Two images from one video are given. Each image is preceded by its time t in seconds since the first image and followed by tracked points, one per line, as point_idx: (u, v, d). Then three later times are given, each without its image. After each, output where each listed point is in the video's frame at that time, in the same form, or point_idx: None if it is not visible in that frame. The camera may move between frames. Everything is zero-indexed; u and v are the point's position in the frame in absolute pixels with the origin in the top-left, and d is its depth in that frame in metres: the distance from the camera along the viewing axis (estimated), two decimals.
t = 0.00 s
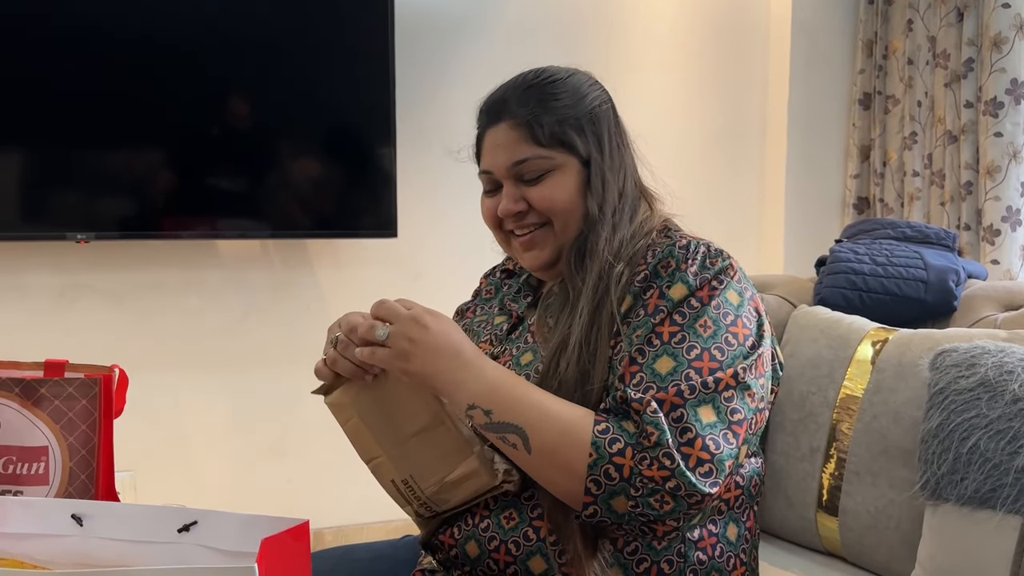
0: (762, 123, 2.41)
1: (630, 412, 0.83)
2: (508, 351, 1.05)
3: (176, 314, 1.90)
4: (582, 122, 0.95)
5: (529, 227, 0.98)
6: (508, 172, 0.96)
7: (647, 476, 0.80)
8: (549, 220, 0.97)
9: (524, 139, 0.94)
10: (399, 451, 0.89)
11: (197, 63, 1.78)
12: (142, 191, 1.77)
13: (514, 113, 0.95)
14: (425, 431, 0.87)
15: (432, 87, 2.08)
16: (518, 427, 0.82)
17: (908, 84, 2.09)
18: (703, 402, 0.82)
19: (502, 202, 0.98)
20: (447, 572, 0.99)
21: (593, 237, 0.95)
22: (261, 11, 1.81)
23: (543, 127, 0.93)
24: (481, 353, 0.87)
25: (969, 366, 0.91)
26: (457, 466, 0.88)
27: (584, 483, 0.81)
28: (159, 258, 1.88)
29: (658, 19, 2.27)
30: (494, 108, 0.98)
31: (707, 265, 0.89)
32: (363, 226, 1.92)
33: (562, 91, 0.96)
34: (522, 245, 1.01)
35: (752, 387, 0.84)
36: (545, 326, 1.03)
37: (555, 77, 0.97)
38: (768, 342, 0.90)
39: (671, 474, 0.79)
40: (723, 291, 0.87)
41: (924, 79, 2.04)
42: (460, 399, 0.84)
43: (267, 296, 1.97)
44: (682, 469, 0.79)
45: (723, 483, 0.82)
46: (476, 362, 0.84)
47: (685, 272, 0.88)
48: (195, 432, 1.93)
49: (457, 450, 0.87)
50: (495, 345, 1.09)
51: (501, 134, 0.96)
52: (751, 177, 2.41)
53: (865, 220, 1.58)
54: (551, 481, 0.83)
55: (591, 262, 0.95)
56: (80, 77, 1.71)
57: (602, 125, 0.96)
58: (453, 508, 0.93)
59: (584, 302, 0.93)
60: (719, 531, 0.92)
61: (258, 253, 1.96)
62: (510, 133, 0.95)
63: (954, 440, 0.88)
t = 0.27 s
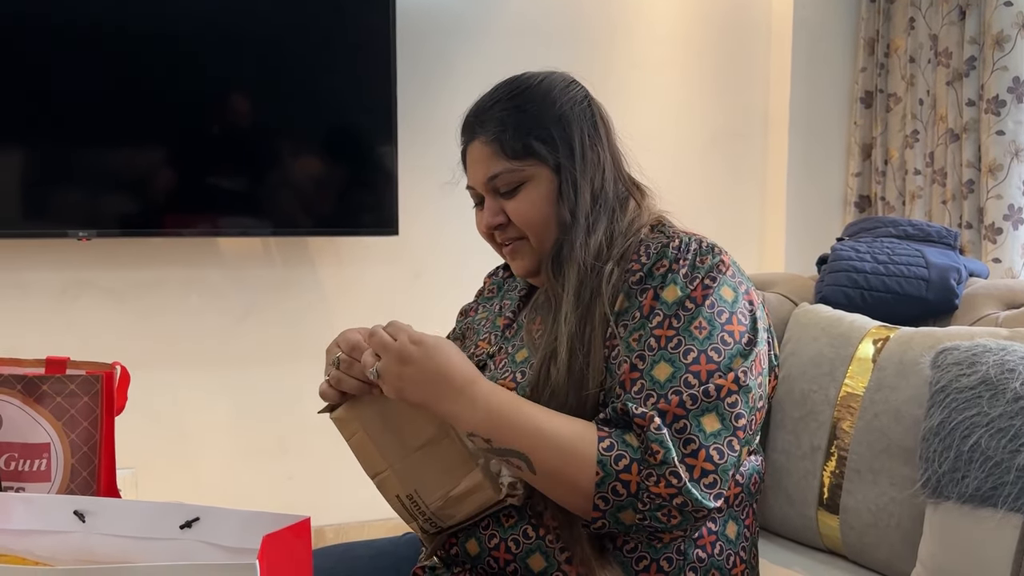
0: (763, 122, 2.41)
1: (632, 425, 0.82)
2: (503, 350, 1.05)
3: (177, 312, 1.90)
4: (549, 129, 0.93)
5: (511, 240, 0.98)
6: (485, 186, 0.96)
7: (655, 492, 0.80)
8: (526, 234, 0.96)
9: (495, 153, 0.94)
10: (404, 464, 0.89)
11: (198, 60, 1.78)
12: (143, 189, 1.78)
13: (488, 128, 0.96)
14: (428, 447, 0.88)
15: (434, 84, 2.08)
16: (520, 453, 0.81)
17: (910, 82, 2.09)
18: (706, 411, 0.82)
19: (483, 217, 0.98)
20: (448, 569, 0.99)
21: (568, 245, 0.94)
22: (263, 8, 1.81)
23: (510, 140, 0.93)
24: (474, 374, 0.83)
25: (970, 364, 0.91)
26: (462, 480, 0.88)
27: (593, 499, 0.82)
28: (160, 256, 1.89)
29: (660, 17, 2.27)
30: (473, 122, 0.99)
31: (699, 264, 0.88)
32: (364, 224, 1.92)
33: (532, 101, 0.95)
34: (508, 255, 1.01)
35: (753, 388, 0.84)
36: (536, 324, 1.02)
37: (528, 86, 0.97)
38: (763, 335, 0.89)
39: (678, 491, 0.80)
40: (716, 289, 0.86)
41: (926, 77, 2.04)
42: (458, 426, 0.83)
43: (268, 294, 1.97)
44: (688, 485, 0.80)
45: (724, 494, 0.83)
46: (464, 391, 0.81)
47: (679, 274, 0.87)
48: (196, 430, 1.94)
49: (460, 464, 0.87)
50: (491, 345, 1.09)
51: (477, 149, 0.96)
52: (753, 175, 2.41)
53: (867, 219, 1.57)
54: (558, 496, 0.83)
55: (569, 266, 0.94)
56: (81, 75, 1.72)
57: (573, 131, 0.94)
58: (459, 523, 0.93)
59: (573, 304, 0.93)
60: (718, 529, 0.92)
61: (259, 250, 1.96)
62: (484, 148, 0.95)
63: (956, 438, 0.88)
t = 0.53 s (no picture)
0: (764, 120, 2.41)
1: (638, 420, 0.82)
2: (503, 348, 1.05)
3: (177, 309, 1.90)
4: (552, 122, 0.93)
5: (509, 230, 0.98)
6: (486, 176, 0.97)
7: (663, 486, 0.80)
8: (524, 225, 0.97)
9: (498, 143, 0.94)
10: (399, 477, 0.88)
11: (198, 59, 1.78)
12: (144, 186, 1.77)
13: (491, 118, 0.96)
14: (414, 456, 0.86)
15: (434, 83, 2.08)
16: (530, 449, 0.81)
17: (912, 80, 2.08)
18: (711, 404, 0.82)
19: (482, 206, 0.98)
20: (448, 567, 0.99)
21: (568, 238, 0.94)
22: (263, 6, 1.81)
23: (513, 131, 0.93)
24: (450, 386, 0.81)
25: (972, 363, 0.91)
26: (446, 484, 0.84)
27: (601, 496, 0.82)
28: (161, 253, 1.89)
29: (661, 16, 2.27)
30: (475, 112, 0.99)
31: (699, 259, 0.88)
32: (364, 222, 1.92)
33: (538, 92, 0.95)
34: (506, 246, 1.01)
35: (756, 381, 0.84)
36: (537, 322, 1.02)
37: (535, 78, 0.96)
38: (764, 331, 0.89)
39: (686, 484, 0.80)
40: (717, 284, 0.86)
41: (927, 75, 2.04)
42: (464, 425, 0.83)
43: (269, 292, 1.97)
44: (696, 478, 0.80)
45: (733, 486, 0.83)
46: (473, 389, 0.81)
47: (679, 270, 0.87)
48: (196, 427, 1.94)
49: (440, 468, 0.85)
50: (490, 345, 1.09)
51: (479, 138, 0.96)
52: (754, 174, 2.41)
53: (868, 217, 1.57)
54: (565, 493, 0.83)
55: (572, 256, 0.94)
56: (81, 72, 1.71)
57: (576, 126, 0.94)
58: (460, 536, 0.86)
59: (575, 298, 0.93)
60: (717, 525, 0.91)
61: (260, 248, 1.96)
62: (486, 138, 0.96)
63: (957, 436, 0.88)
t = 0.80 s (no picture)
0: (765, 117, 2.41)
1: (620, 411, 0.82)
2: (501, 343, 1.05)
3: (178, 306, 1.90)
4: (561, 117, 0.93)
5: (509, 220, 0.99)
6: (491, 165, 0.97)
7: (639, 474, 0.80)
8: (524, 215, 0.97)
9: (507, 133, 0.95)
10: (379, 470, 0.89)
11: (198, 58, 1.78)
12: (144, 184, 1.77)
13: (501, 107, 0.96)
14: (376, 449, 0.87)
15: (434, 81, 2.08)
16: (513, 434, 0.84)
17: (913, 78, 2.08)
18: (693, 393, 0.81)
19: (486, 194, 0.99)
20: (447, 565, 0.98)
21: (567, 231, 0.94)
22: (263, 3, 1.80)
23: (521, 121, 0.94)
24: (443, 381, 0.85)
25: (971, 361, 0.91)
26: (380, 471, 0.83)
27: (580, 485, 0.82)
28: (161, 251, 1.88)
29: (662, 14, 2.27)
30: (486, 103, 0.99)
31: (691, 254, 0.88)
32: (364, 219, 1.92)
33: (550, 84, 0.95)
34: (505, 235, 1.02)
35: (741, 372, 0.84)
36: (534, 315, 1.02)
37: (549, 71, 0.97)
38: (757, 327, 0.89)
39: (661, 472, 0.79)
40: (708, 278, 0.86)
41: (928, 73, 2.04)
42: (457, 411, 0.86)
43: (269, 289, 1.97)
44: (671, 465, 0.79)
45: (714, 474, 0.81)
46: (476, 378, 0.86)
47: (668, 265, 0.88)
48: (197, 424, 1.94)
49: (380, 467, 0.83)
50: (489, 341, 1.08)
51: (487, 127, 0.97)
52: (754, 172, 2.41)
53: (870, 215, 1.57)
54: (548, 483, 0.84)
55: (569, 253, 0.93)
56: (81, 69, 1.71)
57: (585, 121, 0.94)
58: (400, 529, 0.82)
59: (570, 290, 0.92)
60: (714, 521, 0.91)
61: (260, 245, 1.96)
62: (495, 127, 0.96)
63: (957, 434, 0.88)
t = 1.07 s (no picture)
0: (766, 115, 2.40)
1: (601, 395, 0.82)
2: (499, 336, 1.05)
3: (178, 303, 1.90)
4: (567, 114, 0.93)
5: (509, 213, 0.99)
6: (495, 157, 0.97)
7: (614, 456, 0.79)
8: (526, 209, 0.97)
9: (511, 127, 0.94)
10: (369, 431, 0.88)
11: (198, 55, 1.77)
12: (144, 180, 1.77)
13: (507, 101, 0.96)
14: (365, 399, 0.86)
15: (434, 78, 2.07)
16: (499, 403, 0.84)
17: (913, 76, 2.08)
18: (672, 379, 0.81)
19: (488, 186, 0.99)
20: (447, 560, 0.98)
21: (567, 227, 0.94)
22: None
23: (526, 116, 0.93)
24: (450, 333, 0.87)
25: (972, 358, 0.91)
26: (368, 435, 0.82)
27: (558, 462, 0.82)
28: (161, 247, 1.88)
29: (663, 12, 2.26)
30: (492, 96, 0.99)
31: (684, 246, 0.88)
32: (364, 216, 1.92)
33: (557, 81, 0.95)
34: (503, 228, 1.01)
35: (723, 361, 0.83)
36: (528, 307, 1.03)
37: (555, 68, 0.97)
38: (748, 322, 0.89)
39: (634, 453, 0.79)
40: (698, 271, 0.86)
41: (929, 71, 2.04)
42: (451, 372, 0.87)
43: (269, 286, 1.97)
44: (644, 447, 0.79)
45: (689, 457, 0.80)
46: (471, 348, 0.87)
47: (659, 257, 0.88)
48: (197, 421, 1.94)
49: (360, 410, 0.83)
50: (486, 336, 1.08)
51: (492, 120, 0.97)
52: (754, 169, 2.41)
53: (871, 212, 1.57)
54: (529, 459, 0.83)
55: (567, 250, 0.94)
56: (81, 66, 1.71)
57: (591, 120, 0.94)
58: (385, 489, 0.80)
59: (564, 280, 0.93)
60: (711, 514, 0.90)
61: (260, 242, 1.96)
62: (499, 120, 0.96)
63: (957, 431, 0.88)
